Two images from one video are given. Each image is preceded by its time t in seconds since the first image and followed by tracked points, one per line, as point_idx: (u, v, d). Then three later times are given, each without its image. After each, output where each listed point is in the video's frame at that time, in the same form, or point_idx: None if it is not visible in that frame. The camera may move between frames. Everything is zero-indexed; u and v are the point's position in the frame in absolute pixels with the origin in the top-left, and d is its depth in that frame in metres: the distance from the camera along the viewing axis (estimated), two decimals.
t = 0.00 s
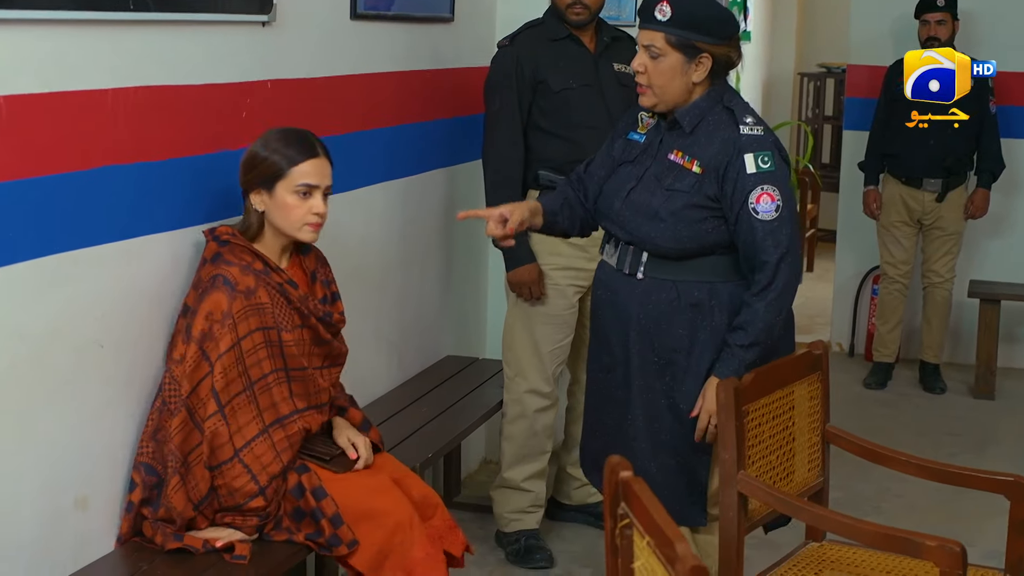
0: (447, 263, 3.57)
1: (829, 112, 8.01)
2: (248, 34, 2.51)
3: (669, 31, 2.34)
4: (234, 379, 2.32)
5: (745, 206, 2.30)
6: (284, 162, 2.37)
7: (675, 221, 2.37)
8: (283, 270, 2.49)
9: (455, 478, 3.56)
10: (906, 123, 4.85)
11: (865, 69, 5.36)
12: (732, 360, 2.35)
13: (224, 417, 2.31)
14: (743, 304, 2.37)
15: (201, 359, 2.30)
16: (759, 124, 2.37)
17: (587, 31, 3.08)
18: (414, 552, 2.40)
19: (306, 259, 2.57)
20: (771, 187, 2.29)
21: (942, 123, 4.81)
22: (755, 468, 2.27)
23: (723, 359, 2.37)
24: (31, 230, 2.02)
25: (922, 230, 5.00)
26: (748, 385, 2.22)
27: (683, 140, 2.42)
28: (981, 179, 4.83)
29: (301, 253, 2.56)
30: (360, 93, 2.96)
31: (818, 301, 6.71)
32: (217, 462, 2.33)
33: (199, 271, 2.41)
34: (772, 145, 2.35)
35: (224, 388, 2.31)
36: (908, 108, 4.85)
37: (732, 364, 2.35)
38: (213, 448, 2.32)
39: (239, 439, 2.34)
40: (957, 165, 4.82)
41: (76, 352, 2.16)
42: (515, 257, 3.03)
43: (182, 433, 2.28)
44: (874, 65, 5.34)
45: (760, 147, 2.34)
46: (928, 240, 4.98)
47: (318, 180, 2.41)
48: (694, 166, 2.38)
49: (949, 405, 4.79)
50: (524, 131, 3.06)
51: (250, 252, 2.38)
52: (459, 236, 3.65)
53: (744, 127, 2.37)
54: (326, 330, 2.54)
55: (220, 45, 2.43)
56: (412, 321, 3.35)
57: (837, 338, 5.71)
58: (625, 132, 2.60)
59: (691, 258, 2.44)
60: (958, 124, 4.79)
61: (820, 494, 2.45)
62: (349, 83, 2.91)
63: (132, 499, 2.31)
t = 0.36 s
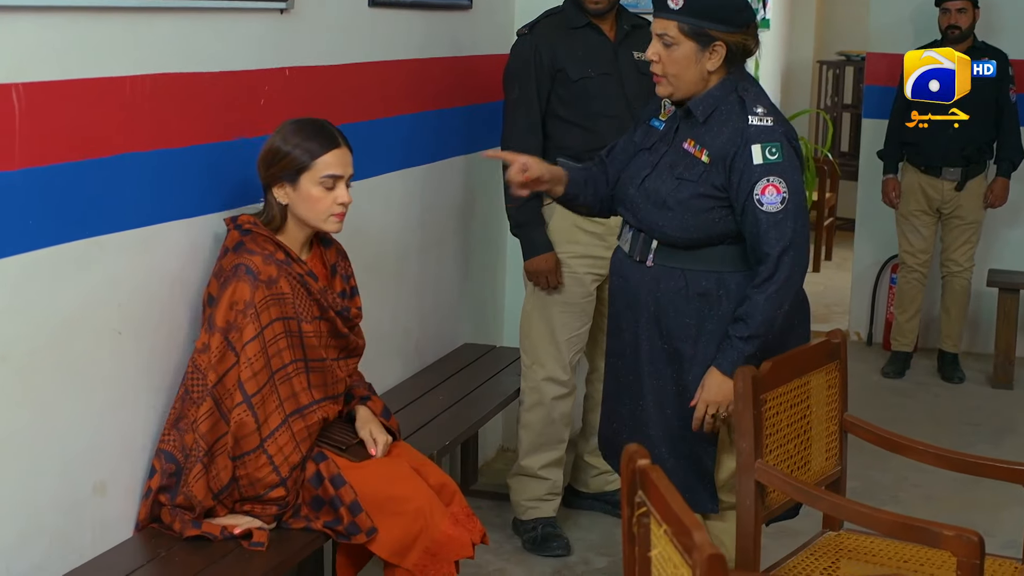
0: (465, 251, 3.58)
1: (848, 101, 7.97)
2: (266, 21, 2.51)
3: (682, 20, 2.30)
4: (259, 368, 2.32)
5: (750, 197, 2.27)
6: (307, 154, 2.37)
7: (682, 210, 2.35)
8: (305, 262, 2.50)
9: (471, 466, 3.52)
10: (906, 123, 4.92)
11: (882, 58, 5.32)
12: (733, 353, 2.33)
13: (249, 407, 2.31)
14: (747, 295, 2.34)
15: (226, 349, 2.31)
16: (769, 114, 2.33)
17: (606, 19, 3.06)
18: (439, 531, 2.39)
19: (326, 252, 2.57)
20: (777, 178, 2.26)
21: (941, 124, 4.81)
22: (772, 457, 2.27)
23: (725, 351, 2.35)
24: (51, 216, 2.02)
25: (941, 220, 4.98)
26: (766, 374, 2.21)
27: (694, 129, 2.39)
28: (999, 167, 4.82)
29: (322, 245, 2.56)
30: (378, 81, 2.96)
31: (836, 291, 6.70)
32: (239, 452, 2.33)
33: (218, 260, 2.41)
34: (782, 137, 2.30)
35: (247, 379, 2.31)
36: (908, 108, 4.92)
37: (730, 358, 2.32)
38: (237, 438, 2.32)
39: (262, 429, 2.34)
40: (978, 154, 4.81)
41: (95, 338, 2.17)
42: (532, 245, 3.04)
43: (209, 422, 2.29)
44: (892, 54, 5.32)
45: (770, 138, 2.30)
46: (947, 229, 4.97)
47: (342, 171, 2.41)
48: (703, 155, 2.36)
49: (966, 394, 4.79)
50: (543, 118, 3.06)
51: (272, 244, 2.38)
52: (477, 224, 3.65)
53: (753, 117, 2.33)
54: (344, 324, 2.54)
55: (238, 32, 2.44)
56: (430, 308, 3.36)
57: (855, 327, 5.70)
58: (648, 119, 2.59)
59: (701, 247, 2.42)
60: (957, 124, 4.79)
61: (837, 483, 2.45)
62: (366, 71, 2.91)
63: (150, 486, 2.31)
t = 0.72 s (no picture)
0: (478, 243, 3.58)
1: (861, 92, 7.94)
2: (278, 13, 2.52)
3: (690, 10, 2.29)
4: (279, 360, 2.32)
5: (756, 187, 2.27)
6: (337, 147, 2.39)
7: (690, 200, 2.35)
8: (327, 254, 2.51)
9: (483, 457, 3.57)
10: (907, 123, 4.96)
11: (896, 48, 5.29)
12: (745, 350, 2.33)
13: (267, 398, 2.32)
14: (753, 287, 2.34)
15: (246, 339, 2.31)
16: (776, 104, 2.31)
17: (620, 11, 3.06)
18: (452, 522, 2.40)
19: (346, 244, 2.58)
20: (783, 168, 2.24)
21: (941, 123, 4.83)
22: (785, 449, 2.26)
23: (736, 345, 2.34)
24: (64, 208, 2.02)
25: (954, 211, 4.97)
26: (780, 366, 2.21)
27: (701, 118, 2.38)
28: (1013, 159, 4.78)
29: (342, 238, 2.58)
30: (389, 73, 2.95)
31: (848, 282, 6.70)
32: (256, 443, 2.33)
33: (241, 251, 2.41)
34: (788, 126, 2.29)
35: (266, 371, 2.31)
36: (908, 108, 4.96)
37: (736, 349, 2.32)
38: (254, 428, 2.32)
39: (280, 421, 2.34)
40: (990, 146, 4.79)
41: (108, 330, 2.16)
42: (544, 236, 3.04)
43: (227, 412, 2.30)
44: (905, 45, 5.30)
45: (777, 128, 2.28)
46: (959, 221, 4.96)
47: (368, 158, 2.44)
48: (709, 145, 2.35)
49: (977, 386, 4.78)
50: (556, 110, 3.06)
51: (294, 236, 2.39)
52: (490, 216, 3.65)
53: (760, 107, 2.31)
54: (364, 318, 2.54)
55: (250, 23, 2.44)
56: (443, 300, 3.36)
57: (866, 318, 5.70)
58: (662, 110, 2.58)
59: (708, 237, 2.42)
60: (958, 124, 4.80)
61: (850, 475, 2.45)
62: (378, 63, 2.90)
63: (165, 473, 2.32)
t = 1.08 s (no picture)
0: (485, 238, 3.58)
1: (868, 88, 7.92)
2: (286, 10, 2.52)
3: (698, 2, 2.29)
4: (288, 355, 2.32)
5: (760, 181, 2.26)
6: (344, 140, 2.39)
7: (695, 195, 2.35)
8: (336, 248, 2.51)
9: (492, 454, 3.58)
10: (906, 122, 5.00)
11: (904, 42, 5.30)
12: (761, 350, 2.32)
13: (276, 393, 2.32)
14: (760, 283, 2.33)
15: (256, 334, 2.31)
16: (781, 99, 2.30)
17: (627, 6, 3.06)
18: (461, 518, 2.39)
19: (354, 239, 2.58)
20: (787, 163, 2.24)
21: (940, 123, 4.86)
22: (793, 444, 2.26)
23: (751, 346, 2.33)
24: (72, 203, 2.02)
25: (962, 206, 4.96)
26: (789, 361, 2.20)
27: (708, 113, 2.37)
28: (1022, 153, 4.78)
29: (351, 233, 2.58)
30: (396, 68, 2.95)
31: (855, 278, 6.70)
32: (265, 437, 2.33)
33: (250, 245, 2.41)
34: (791, 120, 2.27)
35: (275, 366, 2.31)
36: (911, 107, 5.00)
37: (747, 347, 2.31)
38: (263, 423, 2.32)
39: (289, 416, 2.34)
40: (998, 140, 4.79)
41: (116, 325, 2.17)
42: (551, 232, 3.04)
43: (236, 407, 2.30)
44: (914, 39, 5.29)
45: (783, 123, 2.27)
46: (968, 215, 4.96)
47: (375, 148, 2.45)
48: (715, 140, 2.35)
49: (984, 381, 4.78)
50: (564, 105, 3.06)
51: (303, 231, 2.39)
52: (497, 211, 3.65)
53: (764, 102, 2.30)
54: (373, 313, 2.54)
55: (257, 18, 2.44)
56: (451, 295, 3.36)
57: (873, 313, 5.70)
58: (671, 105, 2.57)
59: (714, 232, 2.42)
60: (957, 124, 4.82)
61: (858, 470, 2.45)
62: (386, 58, 2.90)
63: (173, 467, 2.32)
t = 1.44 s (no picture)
0: (489, 237, 3.58)
1: (873, 86, 7.92)
2: (291, 8, 2.53)
3: None
4: (291, 353, 2.32)
5: (757, 177, 2.26)
6: (345, 138, 2.39)
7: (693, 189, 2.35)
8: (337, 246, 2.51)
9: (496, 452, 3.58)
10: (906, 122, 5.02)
11: (909, 40, 5.29)
12: (754, 346, 2.32)
13: (280, 391, 2.31)
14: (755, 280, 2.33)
15: (259, 333, 2.31)
16: (781, 95, 2.29)
17: (630, 4, 3.06)
18: (465, 516, 2.40)
19: (356, 237, 2.58)
20: (784, 159, 2.23)
21: (941, 123, 4.87)
22: (798, 442, 2.26)
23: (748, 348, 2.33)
24: (75, 201, 2.02)
25: (966, 204, 4.96)
26: (792, 359, 2.20)
27: (711, 110, 2.37)
28: None
29: (353, 231, 2.58)
30: (400, 66, 2.95)
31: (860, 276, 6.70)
32: (269, 436, 2.33)
33: (253, 243, 2.41)
34: (791, 117, 2.27)
35: (278, 364, 2.31)
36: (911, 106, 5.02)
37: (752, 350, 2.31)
38: (266, 421, 2.32)
39: (293, 414, 2.34)
40: (1002, 138, 4.79)
41: (120, 324, 2.17)
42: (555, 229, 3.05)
43: (239, 405, 2.30)
44: (917, 38, 5.29)
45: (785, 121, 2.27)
46: (972, 213, 4.95)
47: (376, 145, 2.45)
48: (715, 136, 2.35)
49: (989, 379, 4.78)
50: (567, 103, 3.06)
51: (306, 230, 2.39)
52: (502, 210, 3.66)
53: (764, 98, 2.29)
54: (376, 310, 2.54)
55: (261, 16, 2.44)
56: (455, 293, 3.36)
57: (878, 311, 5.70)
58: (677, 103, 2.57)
59: (714, 229, 2.42)
60: (957, 124, 4.84)
61: (863, 468, 2.45)
62: (389, 55, 2.90)
63: (178, 466, 2.33)
